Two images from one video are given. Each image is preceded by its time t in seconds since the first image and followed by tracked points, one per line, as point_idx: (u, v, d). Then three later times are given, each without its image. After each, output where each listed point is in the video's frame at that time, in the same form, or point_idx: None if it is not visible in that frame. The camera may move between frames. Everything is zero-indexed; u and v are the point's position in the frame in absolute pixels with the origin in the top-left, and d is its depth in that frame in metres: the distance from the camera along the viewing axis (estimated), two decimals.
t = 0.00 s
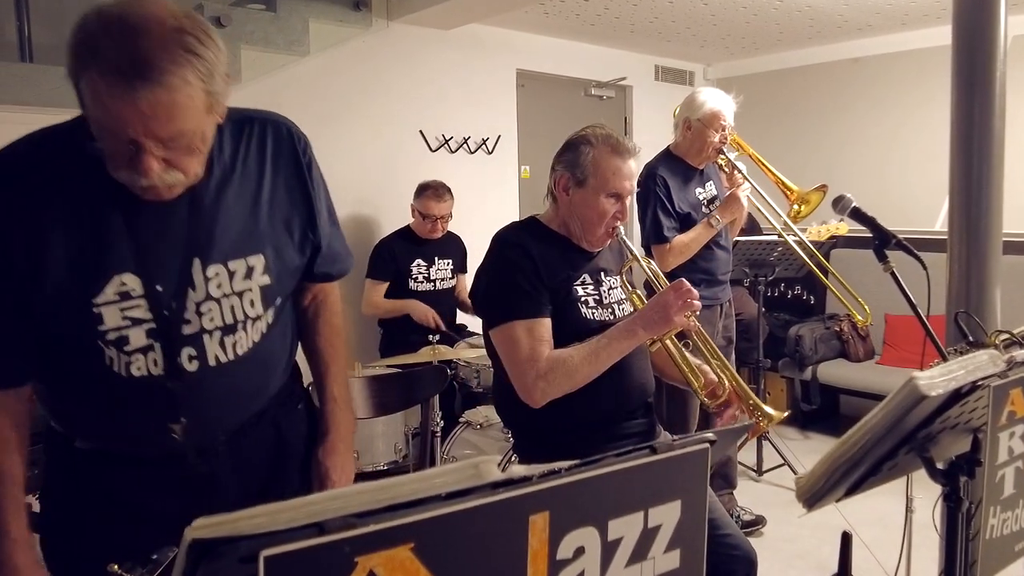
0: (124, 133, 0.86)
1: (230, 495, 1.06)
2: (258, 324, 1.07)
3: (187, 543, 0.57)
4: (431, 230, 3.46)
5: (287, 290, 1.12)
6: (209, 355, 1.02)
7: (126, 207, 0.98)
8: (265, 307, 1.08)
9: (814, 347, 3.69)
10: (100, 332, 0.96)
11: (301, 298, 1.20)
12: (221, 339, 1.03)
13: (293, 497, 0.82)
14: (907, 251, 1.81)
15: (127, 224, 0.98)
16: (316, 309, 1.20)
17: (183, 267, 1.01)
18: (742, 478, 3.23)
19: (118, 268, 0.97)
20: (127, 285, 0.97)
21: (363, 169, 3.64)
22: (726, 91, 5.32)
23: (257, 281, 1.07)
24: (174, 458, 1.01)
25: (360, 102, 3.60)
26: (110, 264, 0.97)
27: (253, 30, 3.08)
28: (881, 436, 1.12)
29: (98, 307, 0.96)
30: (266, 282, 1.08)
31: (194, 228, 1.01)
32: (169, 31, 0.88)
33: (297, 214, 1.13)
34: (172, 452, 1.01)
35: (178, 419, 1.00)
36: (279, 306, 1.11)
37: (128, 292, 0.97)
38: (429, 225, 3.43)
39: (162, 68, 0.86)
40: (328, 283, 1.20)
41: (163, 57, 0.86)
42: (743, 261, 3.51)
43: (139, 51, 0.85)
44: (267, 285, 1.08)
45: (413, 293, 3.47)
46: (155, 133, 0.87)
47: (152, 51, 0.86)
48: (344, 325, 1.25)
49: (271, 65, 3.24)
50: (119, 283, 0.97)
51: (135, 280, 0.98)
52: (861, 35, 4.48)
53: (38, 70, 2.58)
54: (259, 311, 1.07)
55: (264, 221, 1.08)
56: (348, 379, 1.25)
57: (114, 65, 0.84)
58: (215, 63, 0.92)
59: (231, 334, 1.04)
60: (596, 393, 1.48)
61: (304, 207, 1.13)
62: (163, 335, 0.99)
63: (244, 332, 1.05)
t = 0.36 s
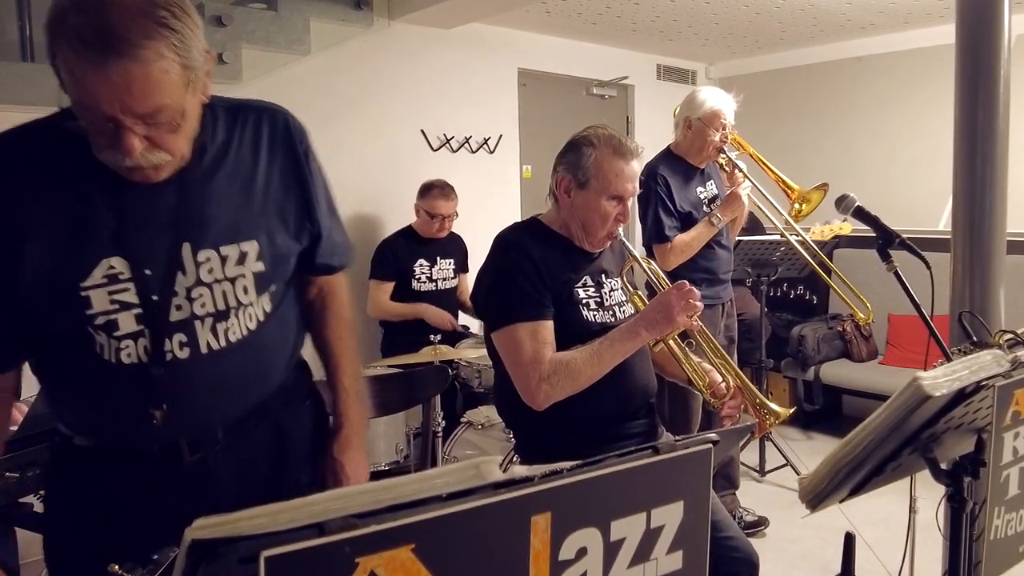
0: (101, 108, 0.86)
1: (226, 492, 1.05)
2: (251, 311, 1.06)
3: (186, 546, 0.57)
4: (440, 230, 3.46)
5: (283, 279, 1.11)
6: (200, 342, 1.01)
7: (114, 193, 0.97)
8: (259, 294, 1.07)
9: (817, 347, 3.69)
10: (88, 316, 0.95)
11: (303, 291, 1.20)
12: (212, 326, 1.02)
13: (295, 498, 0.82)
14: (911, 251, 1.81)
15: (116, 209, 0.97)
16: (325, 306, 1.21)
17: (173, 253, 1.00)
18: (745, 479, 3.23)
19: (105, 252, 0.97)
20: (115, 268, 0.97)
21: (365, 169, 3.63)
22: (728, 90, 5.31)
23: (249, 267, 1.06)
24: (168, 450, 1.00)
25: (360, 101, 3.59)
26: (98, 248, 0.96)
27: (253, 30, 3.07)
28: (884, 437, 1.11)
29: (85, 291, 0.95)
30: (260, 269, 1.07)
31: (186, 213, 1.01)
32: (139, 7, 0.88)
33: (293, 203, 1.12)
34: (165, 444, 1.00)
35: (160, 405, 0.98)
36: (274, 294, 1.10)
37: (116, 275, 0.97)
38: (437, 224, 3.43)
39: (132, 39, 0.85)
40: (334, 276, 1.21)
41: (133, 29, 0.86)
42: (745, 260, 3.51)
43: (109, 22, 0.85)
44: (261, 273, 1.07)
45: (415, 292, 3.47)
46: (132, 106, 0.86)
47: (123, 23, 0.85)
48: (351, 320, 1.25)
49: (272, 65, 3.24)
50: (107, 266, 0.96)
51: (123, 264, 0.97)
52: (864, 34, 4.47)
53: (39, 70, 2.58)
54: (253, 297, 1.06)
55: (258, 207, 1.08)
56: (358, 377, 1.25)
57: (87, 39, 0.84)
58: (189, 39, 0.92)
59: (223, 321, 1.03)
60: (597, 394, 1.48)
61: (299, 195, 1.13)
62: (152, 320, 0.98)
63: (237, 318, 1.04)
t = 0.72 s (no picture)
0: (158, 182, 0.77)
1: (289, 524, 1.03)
2: (311, 358, 0.98)
3: (188, 545, 0.58)
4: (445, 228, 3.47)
5: (347, 319, 1.02)
6: (256, 393, 0.95)
7: (177, 238, 0.92)
8: (320, 339, 0.99)
9: (819, 347, 3.69)
10: (156, 361, 0.94)
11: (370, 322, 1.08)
12: (269, 374, 0.95)
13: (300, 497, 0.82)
14: (912, 251, 1.81)
15: (177, 255, 0.92)
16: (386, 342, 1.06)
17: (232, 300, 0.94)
18: (746, 478, 3.23)
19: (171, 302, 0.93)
20: (178, 318, 0.93)
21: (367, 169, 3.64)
22: (729, 90, 5.32)
23: (310, 316, 0.97)
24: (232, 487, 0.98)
25: (362, 101, 3.60)
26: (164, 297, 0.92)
27: (257, 30, 3.05)
28: (884, 437, 1.11)
29: (152, 339, 0.93)
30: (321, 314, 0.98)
31: (244, 258, 0.94)
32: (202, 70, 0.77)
33: (358, 236, 1.01)
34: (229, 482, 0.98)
35: (223, 448, 0.96)
36: (339, 338, 1.01)
37: (179, 325, 0.93)
38: (443, 223, 3.43)
39: (188, 110, 0.75)
40: (401, 304, 1.07)
41: (191, 98, 0.75)
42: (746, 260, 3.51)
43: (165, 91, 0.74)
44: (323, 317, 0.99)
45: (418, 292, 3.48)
46: (187, 178, 0.77)
47: (181, 91, 0.75)
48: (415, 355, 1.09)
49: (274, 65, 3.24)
50: (171, 316, 0.92)
51: (186, 314, 0.93)
52: (865, 34, 4.47)
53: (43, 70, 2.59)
54: (313, 345, 0.98)
55: (320, 247, 0.98)
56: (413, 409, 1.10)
57: (144, 109, 0.75)
58: (254, 102, 0.81)
59: (281, 370, 0.96)
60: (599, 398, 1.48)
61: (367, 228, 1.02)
62: (210, 369, 0.94)
63: (295, 367, 0.97)
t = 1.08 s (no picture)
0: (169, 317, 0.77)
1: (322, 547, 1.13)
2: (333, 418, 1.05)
3: (191, 544, 0.58)
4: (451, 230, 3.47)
5: (360, 373, 1.09)
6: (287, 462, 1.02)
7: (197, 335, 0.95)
8: (339, 400, 1.06)
9: (820, 347, 3.69)
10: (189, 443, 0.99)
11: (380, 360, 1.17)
12: (297, 440, 1.02)
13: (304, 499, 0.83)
14: (912, 252, 1.80)
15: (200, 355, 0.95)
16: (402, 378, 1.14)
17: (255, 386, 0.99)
18: (747, 479, 3.23)
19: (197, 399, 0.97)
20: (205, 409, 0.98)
21: (369, 169, 3.64)
22: (731, 90, 5.32)
23: (331, 386, 1.04)
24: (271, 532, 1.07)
25: (364, 102, 3.60)
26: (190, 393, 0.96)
27: (259, 30, 3.06)
28: (884, 438, 1.12)
29: (185, 429, 0.98)
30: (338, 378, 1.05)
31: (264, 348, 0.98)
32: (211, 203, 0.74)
33: (371, 300, 1.08)
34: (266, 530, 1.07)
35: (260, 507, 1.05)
36: (357, 394, 1.09)
37: (207, 415, 0.98)
38: (452, 224, 3.43)
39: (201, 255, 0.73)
40: (417, 345, 1.15)
41: (204, 242, 0.73)
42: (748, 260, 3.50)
43: (177, 236, 0.72)
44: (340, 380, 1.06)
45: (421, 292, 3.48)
46: (202, 313, 0.77)
47: (194, 236, 0.72)
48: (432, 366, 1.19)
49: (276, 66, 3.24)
50: (199, 408, 0.98)
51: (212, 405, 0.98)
52: (867, 34, 4.47)
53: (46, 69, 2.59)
54: (332, 408, 1.05)
55: (335, 320, 1.05)
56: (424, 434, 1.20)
57: (150, 251, 0.72)
58: (263, 227, 0.79)
59: (307, 435, 1.03)
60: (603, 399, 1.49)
61: (378, 292, 1.08)
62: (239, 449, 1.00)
63: (320, 431, 1.04)
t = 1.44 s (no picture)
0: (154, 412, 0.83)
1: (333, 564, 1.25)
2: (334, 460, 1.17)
3: (196, 547, 0.58)
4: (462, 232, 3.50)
5: (359, 415, 1.20)
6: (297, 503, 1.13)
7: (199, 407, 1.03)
8: (339, 443, 1.17)
9: (821, 348, 3.69)
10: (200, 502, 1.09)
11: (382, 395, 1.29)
12: (305, 483, 1.13)
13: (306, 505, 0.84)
14: (913, 253, 1.81)
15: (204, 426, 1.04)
16: (410, 405, 1.26)
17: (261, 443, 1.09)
18: (749, 479, 3.23)
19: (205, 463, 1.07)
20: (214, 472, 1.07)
21: (371, 169, 3.64)
22: (732, 91, 5.32)
23: (332, 434, 1.15)
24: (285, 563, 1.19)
25: (366, 102, 3.61)
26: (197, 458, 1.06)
27: (261, 31, 3.06)
28: (887, 439, 1.12)
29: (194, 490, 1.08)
30: (337, 424, 1.16)
31: (264, 406, 1.09)
32: (191, 298, 0.81)
33: (365, 348, 1.19)
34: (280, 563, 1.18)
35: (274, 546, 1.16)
36: (357, 435, 1.20)
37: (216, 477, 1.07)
38: (463, 226, 3.47)
39: (183, 350, 0.80)
40: (411, 382, 1.27)
41: (186, 338, 0.80)
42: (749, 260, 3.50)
43: (156, 334, 0.78)
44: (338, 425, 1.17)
45: (423, 293, 3.48)
46: (188, 407, 0.83)
47: (176, 332, 0.79)
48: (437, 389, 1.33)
49: (279, 66, 3.24)
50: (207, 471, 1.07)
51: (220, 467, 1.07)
52: (869, 35, 4.47)
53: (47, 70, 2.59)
54: (333, 451, 1.16)
55: (332, 372, 1.15)
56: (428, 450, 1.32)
57: (138, 356, 0.78)
58: (245, 316, 0.86)
59: (314, 477, 1.14)
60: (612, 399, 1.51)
61: (371, 340, 1.19)
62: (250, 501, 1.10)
63: (324, 472, 1.15)
